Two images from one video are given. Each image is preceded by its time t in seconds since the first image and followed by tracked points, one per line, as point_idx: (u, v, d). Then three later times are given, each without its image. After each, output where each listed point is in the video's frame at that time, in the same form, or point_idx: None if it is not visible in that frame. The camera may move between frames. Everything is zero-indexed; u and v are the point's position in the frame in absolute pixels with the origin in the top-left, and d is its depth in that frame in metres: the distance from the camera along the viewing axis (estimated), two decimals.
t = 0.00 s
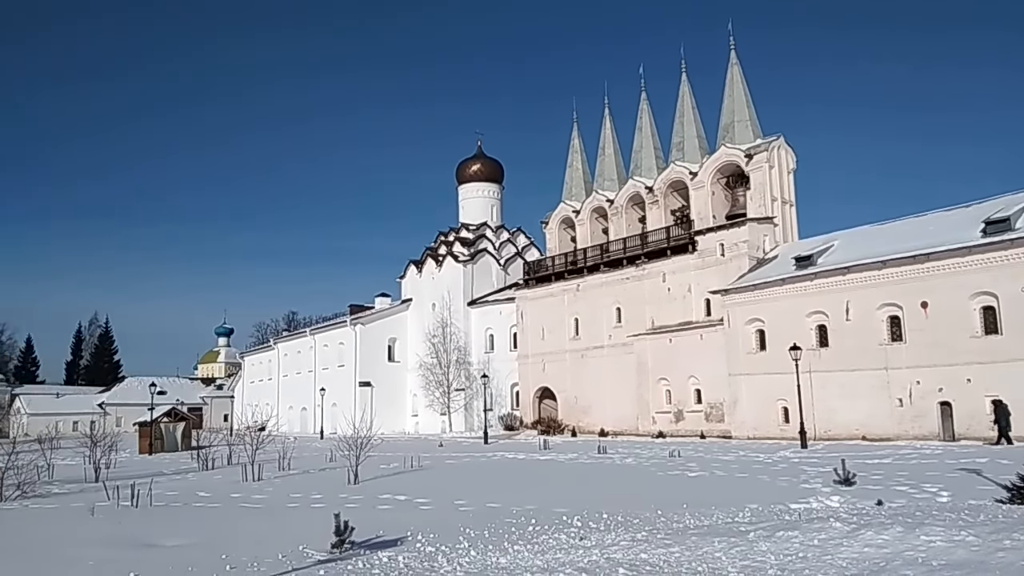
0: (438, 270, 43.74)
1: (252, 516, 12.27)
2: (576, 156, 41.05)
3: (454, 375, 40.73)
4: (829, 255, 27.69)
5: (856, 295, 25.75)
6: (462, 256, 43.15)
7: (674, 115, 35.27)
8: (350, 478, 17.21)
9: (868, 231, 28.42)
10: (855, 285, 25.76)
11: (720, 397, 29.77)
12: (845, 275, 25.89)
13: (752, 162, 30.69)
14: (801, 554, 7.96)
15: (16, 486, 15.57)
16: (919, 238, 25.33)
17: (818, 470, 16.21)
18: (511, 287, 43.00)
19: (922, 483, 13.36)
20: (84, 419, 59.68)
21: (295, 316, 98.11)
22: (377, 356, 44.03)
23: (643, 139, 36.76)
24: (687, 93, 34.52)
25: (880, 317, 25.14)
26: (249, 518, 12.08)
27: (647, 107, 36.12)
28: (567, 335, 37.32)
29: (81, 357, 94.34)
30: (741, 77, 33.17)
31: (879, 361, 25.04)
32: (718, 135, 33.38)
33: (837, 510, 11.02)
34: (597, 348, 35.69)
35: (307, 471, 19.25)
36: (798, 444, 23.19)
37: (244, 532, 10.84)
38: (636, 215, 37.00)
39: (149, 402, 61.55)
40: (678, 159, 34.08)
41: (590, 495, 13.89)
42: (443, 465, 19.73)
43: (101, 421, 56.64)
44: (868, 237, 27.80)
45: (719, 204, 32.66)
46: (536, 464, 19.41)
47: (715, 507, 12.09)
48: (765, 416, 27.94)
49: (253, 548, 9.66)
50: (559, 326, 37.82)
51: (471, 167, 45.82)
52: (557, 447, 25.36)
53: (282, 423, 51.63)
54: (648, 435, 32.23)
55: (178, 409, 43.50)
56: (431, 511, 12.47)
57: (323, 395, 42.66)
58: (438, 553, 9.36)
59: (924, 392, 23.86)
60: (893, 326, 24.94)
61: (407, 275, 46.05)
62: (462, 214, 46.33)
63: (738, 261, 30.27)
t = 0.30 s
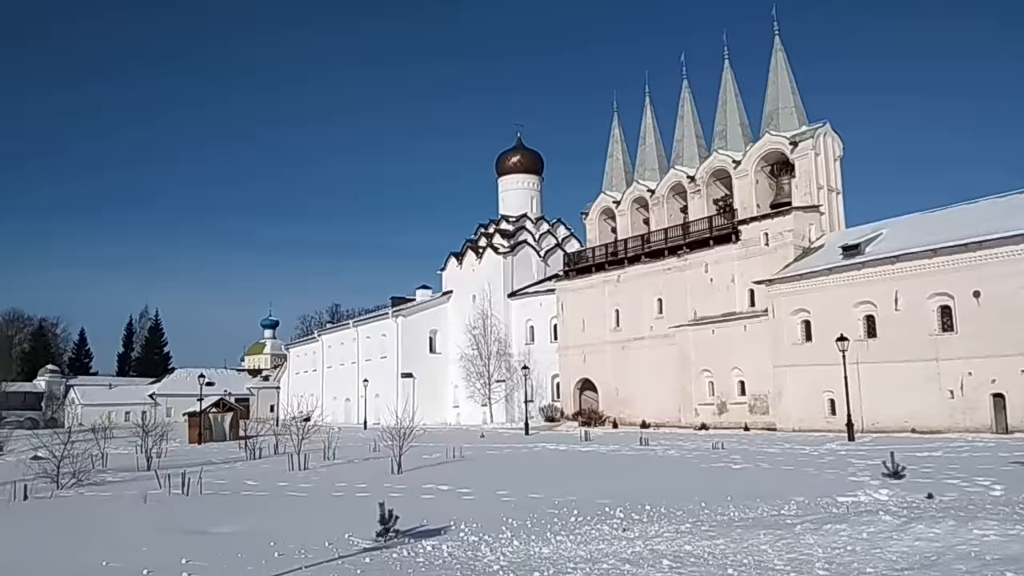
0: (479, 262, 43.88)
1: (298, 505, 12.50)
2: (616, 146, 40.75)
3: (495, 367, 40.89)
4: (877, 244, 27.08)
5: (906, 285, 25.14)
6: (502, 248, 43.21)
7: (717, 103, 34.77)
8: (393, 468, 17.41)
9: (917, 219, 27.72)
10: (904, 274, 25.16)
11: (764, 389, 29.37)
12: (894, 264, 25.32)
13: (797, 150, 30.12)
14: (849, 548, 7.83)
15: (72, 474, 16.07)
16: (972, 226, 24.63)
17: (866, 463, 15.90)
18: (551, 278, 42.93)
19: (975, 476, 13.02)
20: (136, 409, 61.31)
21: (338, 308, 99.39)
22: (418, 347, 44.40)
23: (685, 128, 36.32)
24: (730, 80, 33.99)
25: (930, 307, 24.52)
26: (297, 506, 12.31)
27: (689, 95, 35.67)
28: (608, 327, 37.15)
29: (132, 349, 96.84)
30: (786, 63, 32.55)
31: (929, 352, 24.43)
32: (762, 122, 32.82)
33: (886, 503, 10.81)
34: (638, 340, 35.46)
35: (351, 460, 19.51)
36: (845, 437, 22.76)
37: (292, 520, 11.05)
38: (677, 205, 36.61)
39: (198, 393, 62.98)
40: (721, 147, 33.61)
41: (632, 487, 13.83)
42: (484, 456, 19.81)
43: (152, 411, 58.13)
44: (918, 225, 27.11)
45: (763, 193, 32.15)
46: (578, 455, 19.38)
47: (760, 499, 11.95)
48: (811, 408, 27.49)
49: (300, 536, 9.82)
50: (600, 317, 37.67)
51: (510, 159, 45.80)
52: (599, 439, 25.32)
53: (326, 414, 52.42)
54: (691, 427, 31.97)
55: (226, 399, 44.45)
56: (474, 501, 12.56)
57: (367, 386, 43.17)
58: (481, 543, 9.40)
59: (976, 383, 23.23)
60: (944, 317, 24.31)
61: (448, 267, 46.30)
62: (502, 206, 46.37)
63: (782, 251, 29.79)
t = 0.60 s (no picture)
0: (517, 254, 43.90)
1: (341, 494, 12.66)
2: (656, 136, 40.36)
3: (533, 359, 40.93)
4: (925, 234, 26.43)
5: (955, 276, 24.51)
6: (540, 240, 43.16)
7: (759, 91, 34.21)
8: (434, 459, 17.54)
9: (967, 208, 26.99)
10: (953, 265, 24.53)
11: (808, 382, 28.90)
12: (943, 255, 24.70)
13: (842, 138, 29.48)
14: (897, 543, 7.67)
15: (123, 463, 16.50)
16: None
17: (914, 458, 15.56)
18: (590, 270, 42.76)
19: None
20: (182, 399, 62.71)
21: (378, 301, 100.41)
22: (457, 339, 44.64)
23: (726, 117, 35.81)
24: (773, 67, 33.41)
25: (980, 299, 23.88)
26: (340, 495, 12.50)
27: (730, 84, 35.15)
28: (647, 319, 36.89)
29: (178, 341, 99.02)
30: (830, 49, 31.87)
31: (978, 344, 23.80)
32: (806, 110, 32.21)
33: (935, 498, 10.57)
34: (678, 332, 35.15)
35: (392, 451, 19.71)
36: (892, 431, 22.30)
37: (335, 509, 11.20)
38: (718, 195, 36.14)
39: (242, 384, 64.17)
40: (763, 136, 33.08)
41: (674, 480, 13.73)
42: (523, 448, 19.84)
43: (198, 401, 59.41)
44: (968, 214, 26.39)
45: (807, 182, 31.56)
46: (618, 448, 19.28)
47: (804, 493, 11.77)
48: (856, 401, 27.01)
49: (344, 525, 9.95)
50: (639, 309, 37.42)
51: (548, 150, 45.67)
52: (639, 431, 25.22)
53: (367, 405, 53.04)
54: (732, 420, 31.61)
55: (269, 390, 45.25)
56: (514, 492, 12.60)
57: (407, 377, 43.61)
58: (522, 533, 9.43)
59: None
60: (995, 308, 23.66)
61: (486, 260, 46.40)
62: (540, 198, 46.30)
63: (827, 241, 29.25)
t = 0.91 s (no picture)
0: (558, 244, 43.81)
1: (386, 482, 12.83)
2: (698, 123, 39.84)
3: (575, 348, 40.89)
4: (979, 219, 25.66)
5: (1010, 261, 23.75)
6: (581, 229, 43.02)
7: (804, 75, 33.51)
8: (476, 448, 17.65)
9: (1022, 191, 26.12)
10: (1007, 250, 23.79)
11: (856, 371, 28.36)
12: (997, 240, 23.97)
13: (891, 121, 28.72)
14: (950, 535, 7.50)
15: (175, 450, 16.94)
16: None
17: (966, 448, 15.15)
18: (631, 259, 42.47)
19: None
20: (231, 388, 64.08)
21: (419, 291, 101.20)
22: (499, 329, 44.78)
23: (770, 102, 35.16)
24: (818, 50, 32.67)
25: None
26: (385, 483, 12.65)
27: (774, 68, 34.48)
28: (690, 308, 36.53)
29: (226, 331, 101.09)
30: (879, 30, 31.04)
31: None
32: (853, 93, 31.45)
33: (989, 489, 10.30)
34: (722, 321, 34.75)
35: (435, 439, 19.88)
36: (943, 421, 21.74)
37: (380, 496, 11.35)
38: (763, 181, 35.55)
39: (288, 374, 65.32)
40: (809, 120, 32.42)
41: (719, 470, 13.60)
42: (565, 437, 19.85)
43: (246, 390, 60.65)
44: None
45: (855, 167, 30.85)
46: (661, 438, 19.15)
47: (853, 484, 11.56)
48: (906, 391, 26.40)
49: (390, 512, 10.08)
50: (681, 298, 37.06)
51: (589, 139, 45.41)
52: (683, 421, 25.03)
53: (410, 394, 53.59)
54: (778, 410, 31.17)
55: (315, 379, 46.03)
56: (556, 481, 12.63)
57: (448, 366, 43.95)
58: (566, 522, 9.45)
59: None
60: None
61: (526, 250, 46.41)
62: (581, 186, 46.09)
63: (875, 228, 28.59)
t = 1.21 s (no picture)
0: (597, 236, 43.62)
1: (429, 474, 12.96)
2: (738, 111, 39.24)
3: (615, 341, 40.72)
4: None
5: None
6: (620, 221, 42.76)
7: (848, 59, 32.77)
8: (519, 441, 17.71)
9: None
10: None
11: (905, 361, 27.76)
12: None
13: (938, 105, 27.93)
14: (1006, 528, 7.30)
15: (224, 444, 17.31)
16: None
17: (1021, 440, 14.71)
18: (671, 250, 42.09)
19: None
20: (276, 383, 65.22)
21: (459, 285, 101.73)
22: (539, 322, 44.79)
23: (813, 88, 34.47)
24: (862, 34, 31.91)
25: None
26: (428, 476, 12.76)
27: (817, 53, 33.78)
28: (732, 299, 36.08)
29: (271, 327, 102.77)
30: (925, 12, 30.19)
31: None
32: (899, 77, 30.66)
33: None
34: (765, 312, 34.26)
35: (477, 433, 20.00)
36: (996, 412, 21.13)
37: (425, 489, 11.47)
38: (806, 169, 34.91)
39: (331, 369, 66.22)
40: (853, 106, 31.71)
41: (764, 463, 13.43)
42: (607, 430, 19.78)
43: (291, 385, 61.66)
44: None
45: (901, 153, 30.08)
46: (705, 430, 18.98)
47: (903, 477, 11.31)
48: (957, 381, 25.72)
49: (435, 505, 10.17)
50: (724, 290, 36.61)
51: (627, 130, 45.04)
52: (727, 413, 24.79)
53: (451, 388, 53.94)
54: (824, 401, 30.66)
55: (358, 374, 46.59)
56: (600, 474, 12.61)
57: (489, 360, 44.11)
58: (610, 515, 9.43)
59: None
60: None
61: (565, 243, 46.29)
62: (620, 178, 45.78)
63: (923, 215, 27.88)
